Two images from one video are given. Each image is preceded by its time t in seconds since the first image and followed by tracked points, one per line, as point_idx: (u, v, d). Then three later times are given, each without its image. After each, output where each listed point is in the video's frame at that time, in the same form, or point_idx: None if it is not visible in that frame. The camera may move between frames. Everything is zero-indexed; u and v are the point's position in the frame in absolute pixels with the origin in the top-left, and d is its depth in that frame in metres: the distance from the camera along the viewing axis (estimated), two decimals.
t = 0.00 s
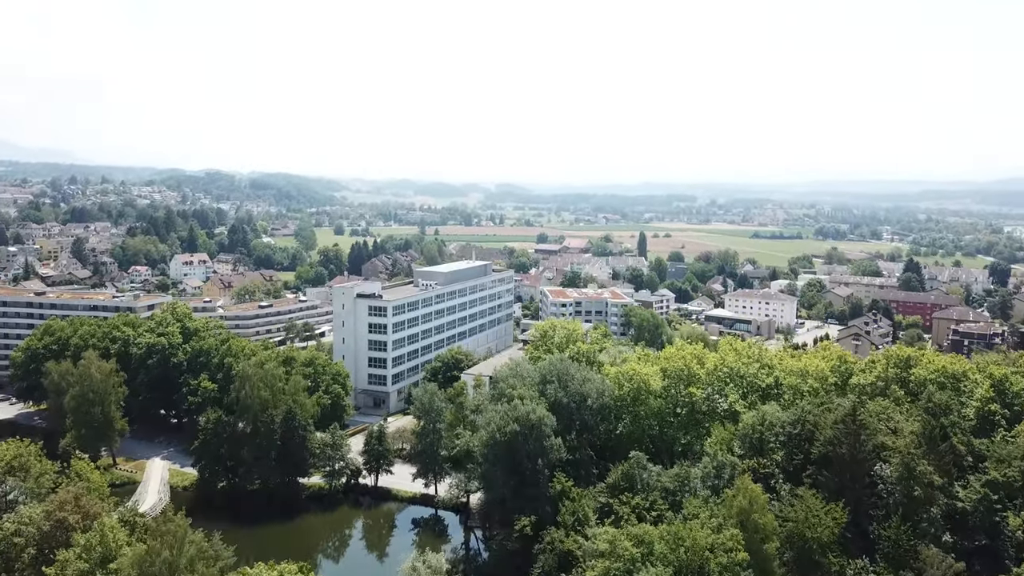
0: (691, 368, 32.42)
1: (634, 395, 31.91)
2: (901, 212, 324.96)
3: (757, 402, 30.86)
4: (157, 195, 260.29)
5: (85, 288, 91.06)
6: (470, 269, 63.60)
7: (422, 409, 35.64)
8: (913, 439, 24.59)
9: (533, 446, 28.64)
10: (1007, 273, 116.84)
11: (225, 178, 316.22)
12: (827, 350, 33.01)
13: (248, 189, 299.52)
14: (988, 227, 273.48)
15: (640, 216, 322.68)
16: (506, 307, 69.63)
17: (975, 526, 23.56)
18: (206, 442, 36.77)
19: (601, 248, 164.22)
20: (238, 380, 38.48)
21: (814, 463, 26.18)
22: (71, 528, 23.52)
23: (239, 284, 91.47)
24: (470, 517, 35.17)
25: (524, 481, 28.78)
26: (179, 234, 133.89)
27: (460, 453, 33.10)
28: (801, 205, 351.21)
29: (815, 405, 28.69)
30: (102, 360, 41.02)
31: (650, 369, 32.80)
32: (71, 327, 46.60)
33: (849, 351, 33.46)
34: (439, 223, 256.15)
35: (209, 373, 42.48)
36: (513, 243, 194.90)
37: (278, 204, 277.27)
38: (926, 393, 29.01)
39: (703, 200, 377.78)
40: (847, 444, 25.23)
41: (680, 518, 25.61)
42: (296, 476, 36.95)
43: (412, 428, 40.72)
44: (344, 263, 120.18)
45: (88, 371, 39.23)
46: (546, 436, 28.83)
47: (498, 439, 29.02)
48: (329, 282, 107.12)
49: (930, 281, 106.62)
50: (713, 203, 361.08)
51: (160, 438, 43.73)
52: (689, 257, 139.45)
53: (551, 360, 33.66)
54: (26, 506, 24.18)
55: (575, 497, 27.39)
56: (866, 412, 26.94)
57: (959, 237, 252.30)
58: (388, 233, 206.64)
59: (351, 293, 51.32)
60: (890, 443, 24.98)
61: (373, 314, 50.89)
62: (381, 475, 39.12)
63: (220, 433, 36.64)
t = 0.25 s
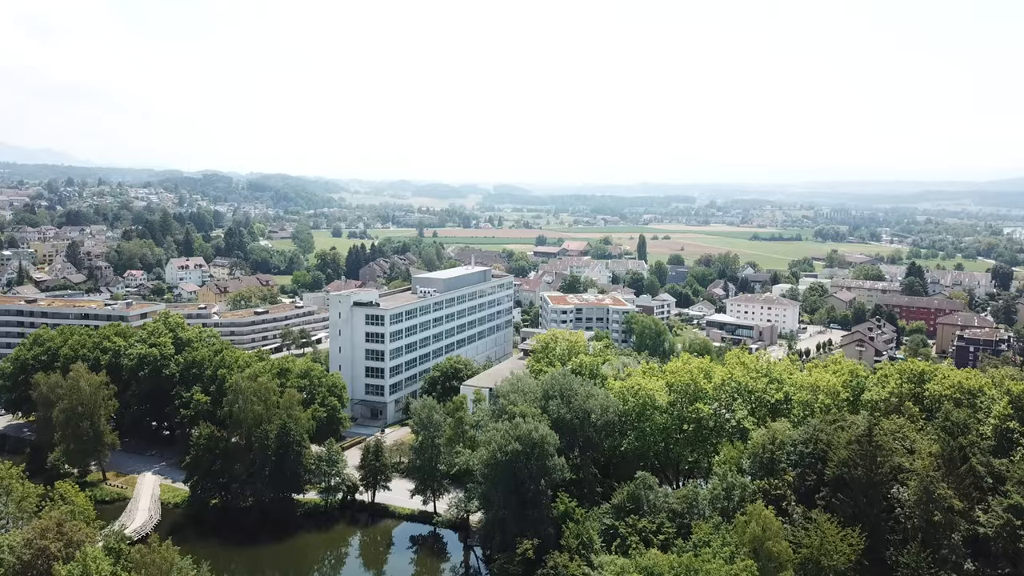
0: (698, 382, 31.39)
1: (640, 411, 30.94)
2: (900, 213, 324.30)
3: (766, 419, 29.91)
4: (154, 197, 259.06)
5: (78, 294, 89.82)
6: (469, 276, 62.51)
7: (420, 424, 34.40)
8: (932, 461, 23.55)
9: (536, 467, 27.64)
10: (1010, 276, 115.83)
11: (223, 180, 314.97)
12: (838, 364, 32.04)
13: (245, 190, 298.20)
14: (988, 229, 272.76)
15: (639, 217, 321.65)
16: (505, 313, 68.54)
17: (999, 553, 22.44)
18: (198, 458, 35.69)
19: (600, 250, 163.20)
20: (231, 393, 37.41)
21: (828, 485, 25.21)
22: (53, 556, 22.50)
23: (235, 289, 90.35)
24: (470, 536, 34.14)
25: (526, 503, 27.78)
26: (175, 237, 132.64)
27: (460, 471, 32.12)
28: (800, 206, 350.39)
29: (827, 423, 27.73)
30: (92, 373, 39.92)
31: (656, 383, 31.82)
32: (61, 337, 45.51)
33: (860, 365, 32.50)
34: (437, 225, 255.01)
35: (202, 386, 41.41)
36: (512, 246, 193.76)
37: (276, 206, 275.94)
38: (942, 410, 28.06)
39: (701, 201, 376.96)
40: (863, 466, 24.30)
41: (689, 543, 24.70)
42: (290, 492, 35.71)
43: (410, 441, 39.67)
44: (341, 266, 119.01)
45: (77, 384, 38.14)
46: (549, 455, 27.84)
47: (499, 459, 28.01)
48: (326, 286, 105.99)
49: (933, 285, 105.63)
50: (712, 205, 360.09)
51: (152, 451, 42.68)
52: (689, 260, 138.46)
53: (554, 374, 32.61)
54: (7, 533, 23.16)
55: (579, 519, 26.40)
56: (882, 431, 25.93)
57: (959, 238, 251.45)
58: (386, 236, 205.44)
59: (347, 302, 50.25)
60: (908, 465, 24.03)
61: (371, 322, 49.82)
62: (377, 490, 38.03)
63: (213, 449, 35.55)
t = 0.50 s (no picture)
0: (707, 395, 30.36)
1: (645, 425, 30.03)
2: (899, 215, 324.07)
3: (776, 435, 28.98)
4: (151, 199, 257.89)
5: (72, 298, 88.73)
6: (468, 281, 61.53)
7: (419, 435, 32.93)
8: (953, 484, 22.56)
9: (539, 485, 26.63)
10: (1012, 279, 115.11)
11: (220, 181, 313.86)
12: (849, 378, 31.15)
13: (243, 192, 297.10)
14: (987, 230, 272.56)
15: (638, 219, 321.06)
16: (505, 319, 67.56)
17: None
18: (190, 472, 34.58)
19: (599, 253, 162.36)
20: (224, 406, 36.29)
21: (842, 506, 24.29)
22: None
23: (231, 294, 89.23)
24: (471, 554, 33.17)
25: (529, 523, 26.80)
26: (172, 240, 131.59)
27: (460, 487, 31.17)
28: (799, 207, 350.03)
29: (840, 440, 26.78)
30: (81, 385, 38.85)
31: (662, 396, 30.85)
32: (52, 347, 44.44)
33: (872, 377, 31.59)
34: (435, 226, 254.22)
35: (195, 397, 40.39)
36: (511, 248, 193.00)
37: (274, 207, 274.83)
38: (960, 427, 27.07)
39: (700, 202, 376.26)
40: (880, 487, 23.33)
41: (699, 568, 23.69)
42: (286, 507, 34.56)
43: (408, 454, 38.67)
44: (339, 270, 117.92)
45: (66, 397, 37.21)
46: (553, 474, 26.85)
47: (501, 478, 26.96)
48: (323, 290, 104.99)
49: (936, 288, 104.87)
50: (711, 206, 359.50)
51: (145, 463, 41.60)
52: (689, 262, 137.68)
53: (557, 387, 31.57)
54: None
55: (584, 541, 25.44)
56: (897, 449, 24.99)
57: (958, 240, 251.17)
58: (384, 238, 204.40)
59: (345, 309, 49.20)
60: (927, 486, 23.07)
61: (368, 330, 48.86)
62: (375, 506, 36.95)
63: (205, 464, 34.47)
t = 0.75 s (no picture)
0: (716, 407, 29.37)
1: (653, 438, 29.05)
2: (899, 215, 323.39)
3: (789, 449, 28.02)
4: (149, 200, 256.68)
5: (67, 302, 87.58)
6: (469, 286, 60.59)
7: (418, 448, 31.91)
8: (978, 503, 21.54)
9: (544, 502, 25.63)
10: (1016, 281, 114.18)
11: (219, 183, 312.68)
12: (863, 389, 30.18)
13: (241, 193, 295.94)
14: (988, 231, 271.89)
15: (637, 219, 320.23)
16: (505, 324, 66.59)
17: None
18: (182, 486, 33.53)
19: (599, 254, 161.40)
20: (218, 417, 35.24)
21: (860, 525, 23.31)
22: None
23: (228, 298, 88.15)
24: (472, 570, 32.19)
25: (533, 542, 25.82)
26: (169, 243, 130.51)
27: (461, 502, 30.20)
28: (799, 208, 349.33)
29: (856, 455, 25.80)
30: (72, 396, 37.87)
31: (669, 407, 29.88)
32: (43, 355, 43.44)
33: (886, 388, 30.61)
34: (435, 227, 253.25)
35: (189, 406, 39.45)
36: (511, 249, 192.00)
37: (273, 208, 273.67)
38: (980, 442, 26.05)
39: (700, 202, 375.31)
40: (901, 506, 22.34)
41: None
42: (282, 521, 33.54)
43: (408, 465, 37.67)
44: (337, 272, 116.85)
45: (57, 407, 36.24)
46: (558, 490, 25.87)
47: (503, 496, 25.92)
48: (321, 293, 103.99)
49: (940, 290, 103.95)
50: (711, 206, 358.64)
51: (138, 475, 40.63)
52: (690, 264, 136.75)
53: (561, 399, 30.60)
54: None
55: (591, 561, 24.44)
56: (917, 465, 24.00)
57: (960, 240, 250.34)
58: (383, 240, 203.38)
59: (343, 315, 48.24)
60: (949, 505, 22.07)
61: (367, 337, 47.91)
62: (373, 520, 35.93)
63: (198, 478, 33.43)
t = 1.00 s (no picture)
0: (726, 416, 28.38)
1: (661, 449, 28.09)
2: (900, 215, 322.69)
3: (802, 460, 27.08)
4: (147, 201, 255.69)
5: (63, 304, 86.66)
6: (469, 288, 59.60)
7: (417, 458, 30.86)
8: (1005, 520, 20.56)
9: (549, 517, 24.67)
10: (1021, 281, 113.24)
11: (217, 183, 311.57)
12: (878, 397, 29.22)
13: (240, 194, 294.83)
14: (989, 230, 271.07)
15: (637, 219, 319.25)
16: (506, 327, 65.62)
17: None
18: (175, 498, 32.52)
19: (599, 254, 160.44)
20: (212, 425, 34.25)
21: (879, 542, 22.38)
22: None
23: (225, 300, 87.13)
24: None
25: (538, 558, 24.88)
26: (166, 244, 129.52)
27: (463, 514, 29.26)
28: (799, 207, 348.58)
29: (874, 468, 24.85)
30: (62, 404, 36.89)
31: (678, 416, 28.91)
32: (33, 361, 42.43)
33: (902, 396, 29.64)
34: (434, 227, 252.30)
35: (183, 414, 38.43)
36: (511, 250, 191.09)
37: (272, 208, 272.62)
38: (1002, 454, 25.08)
39: (700, 202, 374.51)
40: (922, 523, 21.38)
41: None
42: (279, 533, 32.66)
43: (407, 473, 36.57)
44: (336, 273, 115.84)
45: (46, 417, 35.27)
46: (564, 504, 24.91)
47: (506, 510, 24.95)
48: (319, 295, 103.03)
49: (944, 291, 103.03)
50: (711, 206, 357.77)
51: (131, 483, 39.71)
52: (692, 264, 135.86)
53: (566, 408, 29.65)
54: None
55: None
56: (938, 477, 23.03)
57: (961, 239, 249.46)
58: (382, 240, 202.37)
59: (341, 319, 47.27)
60: (974, 521, 21.07)
61: (365, 341, 46.93)
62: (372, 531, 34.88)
63: (192, 489, 32.45)
